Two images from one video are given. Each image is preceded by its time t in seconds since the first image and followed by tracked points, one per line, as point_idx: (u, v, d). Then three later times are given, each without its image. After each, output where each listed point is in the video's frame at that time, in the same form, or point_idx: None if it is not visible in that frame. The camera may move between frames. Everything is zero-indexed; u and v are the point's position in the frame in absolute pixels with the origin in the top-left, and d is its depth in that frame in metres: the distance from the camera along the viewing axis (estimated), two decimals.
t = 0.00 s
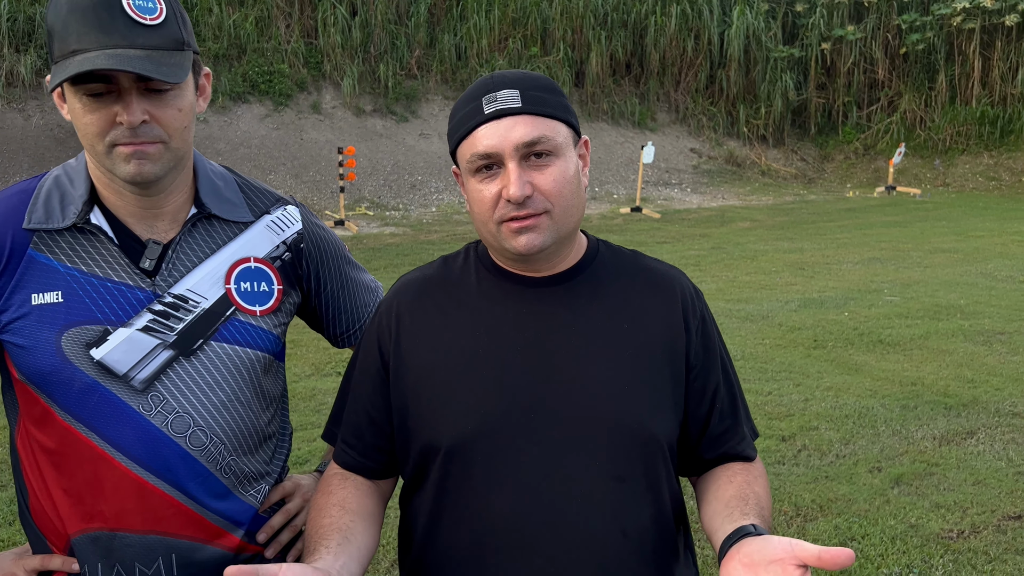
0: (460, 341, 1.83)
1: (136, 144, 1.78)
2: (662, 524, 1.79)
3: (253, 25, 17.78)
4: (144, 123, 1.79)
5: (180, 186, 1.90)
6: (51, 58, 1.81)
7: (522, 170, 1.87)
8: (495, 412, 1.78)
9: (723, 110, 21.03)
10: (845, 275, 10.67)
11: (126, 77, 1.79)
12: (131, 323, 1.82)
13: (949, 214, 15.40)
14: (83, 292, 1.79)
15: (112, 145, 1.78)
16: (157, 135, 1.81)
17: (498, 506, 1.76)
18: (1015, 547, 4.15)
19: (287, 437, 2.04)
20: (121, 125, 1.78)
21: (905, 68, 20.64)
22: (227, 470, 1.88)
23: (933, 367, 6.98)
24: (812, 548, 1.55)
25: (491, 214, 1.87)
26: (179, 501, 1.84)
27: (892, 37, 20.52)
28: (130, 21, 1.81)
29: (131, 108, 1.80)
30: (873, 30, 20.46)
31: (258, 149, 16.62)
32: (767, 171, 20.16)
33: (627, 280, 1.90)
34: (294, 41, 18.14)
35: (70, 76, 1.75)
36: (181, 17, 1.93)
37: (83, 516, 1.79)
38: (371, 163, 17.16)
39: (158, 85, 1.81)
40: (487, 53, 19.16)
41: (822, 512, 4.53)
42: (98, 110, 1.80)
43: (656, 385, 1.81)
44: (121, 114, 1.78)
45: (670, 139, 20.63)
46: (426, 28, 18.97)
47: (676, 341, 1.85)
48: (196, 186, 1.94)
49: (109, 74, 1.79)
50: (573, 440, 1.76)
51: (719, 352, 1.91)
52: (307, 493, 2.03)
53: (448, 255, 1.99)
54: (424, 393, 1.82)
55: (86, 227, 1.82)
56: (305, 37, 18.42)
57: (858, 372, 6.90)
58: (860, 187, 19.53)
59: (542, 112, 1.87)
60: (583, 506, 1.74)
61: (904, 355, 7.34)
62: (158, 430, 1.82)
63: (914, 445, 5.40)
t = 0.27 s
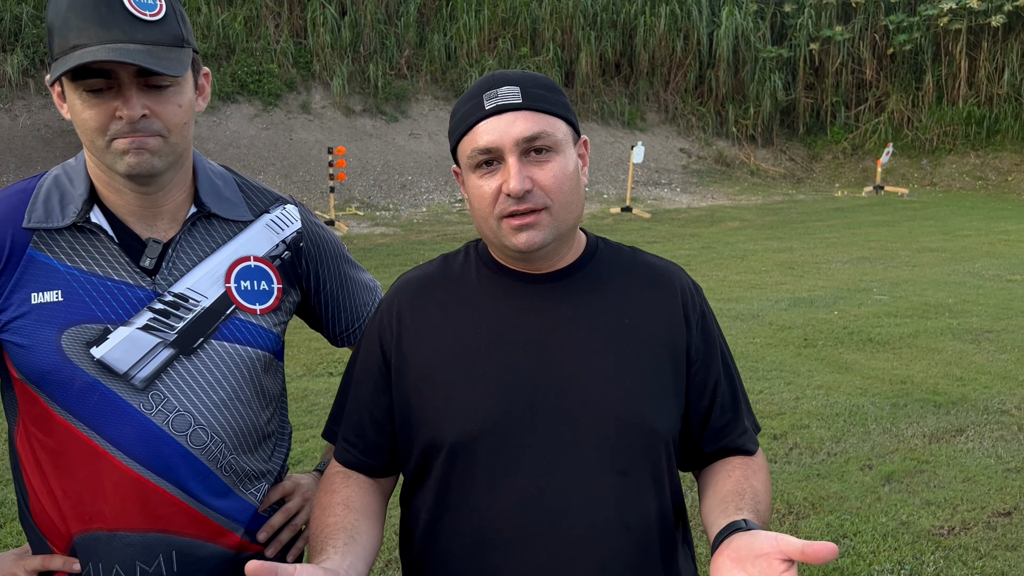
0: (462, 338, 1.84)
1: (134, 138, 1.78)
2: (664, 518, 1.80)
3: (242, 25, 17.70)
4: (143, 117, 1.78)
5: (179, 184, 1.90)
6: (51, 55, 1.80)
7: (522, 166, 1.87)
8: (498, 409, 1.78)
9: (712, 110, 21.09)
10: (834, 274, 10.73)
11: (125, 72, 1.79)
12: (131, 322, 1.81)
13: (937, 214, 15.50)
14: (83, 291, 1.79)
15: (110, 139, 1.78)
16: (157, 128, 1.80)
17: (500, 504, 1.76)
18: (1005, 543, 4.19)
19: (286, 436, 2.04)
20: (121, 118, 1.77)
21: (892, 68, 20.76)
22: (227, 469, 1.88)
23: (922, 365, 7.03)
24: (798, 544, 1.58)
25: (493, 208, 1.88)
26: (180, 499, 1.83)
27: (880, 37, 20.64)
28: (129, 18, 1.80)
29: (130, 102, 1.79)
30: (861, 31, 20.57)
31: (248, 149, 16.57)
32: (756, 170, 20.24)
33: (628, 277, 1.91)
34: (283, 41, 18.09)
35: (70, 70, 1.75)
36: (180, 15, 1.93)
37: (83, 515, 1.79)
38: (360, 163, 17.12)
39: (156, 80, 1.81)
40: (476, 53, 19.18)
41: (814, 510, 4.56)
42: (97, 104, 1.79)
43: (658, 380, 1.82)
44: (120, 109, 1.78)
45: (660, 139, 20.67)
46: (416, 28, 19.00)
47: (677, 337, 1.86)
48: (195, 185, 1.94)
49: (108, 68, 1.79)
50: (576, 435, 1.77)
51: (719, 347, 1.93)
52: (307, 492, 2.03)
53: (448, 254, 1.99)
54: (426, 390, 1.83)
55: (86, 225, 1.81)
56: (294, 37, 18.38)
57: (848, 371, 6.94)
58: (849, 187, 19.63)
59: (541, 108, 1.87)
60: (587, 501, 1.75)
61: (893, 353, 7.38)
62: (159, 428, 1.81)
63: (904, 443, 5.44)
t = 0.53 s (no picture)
0: (466, 337, 1.85)
1: (137, 137, 1.78)
2: (667, 515, 1.82)
3: (229, 25, 17.61)
4: (145, 117, 1.78)
5: (181, 184, 1.90)
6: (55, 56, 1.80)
7: (521, 170, 1.87)
8: (503, 408, 1.79)
9: (700, 110, 21.18)
10: (823, 274, 10.80)
11: (128, 72, 1.79)
12: (133, 321, 1.80)
13: (923, 213, 15.61)
14: (86, 290, 1.78)
15: (113, 139, 1.77)
16: (159, 129, 1.80)
17: (505, 501, 1.77)
18: (995, 539, 4.23)
19: (288, 434, 2.04)
20: (123, 118, 1.77)
21: (878, 69, 20.89)
22: (230, 468, 1.88)
23: (911, 364, 7.08)
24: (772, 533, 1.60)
25: (494, 213, 1.88)
26: (184, 499, 1.83)
27: (866, 38, 20.77)
28: (132, 18, 1.80)
29: (132, 102, 1.79)
30: (847, 31, 20.69)
31: (236, 150, 16.51)
32: (743, 171, 20.32)
33: (630, 276, 1.92)
34: (271, 41, 18.02)
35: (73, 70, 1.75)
36: (183, 16, 1.93)
37: (87, 515, 1.79)
38: (349, 163, 17.08)
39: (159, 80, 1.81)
40: (465, 53, 19.21)
41: (806, 507, 4.59)
42: (99, 105, 1.79)
43: (661, 377, 1.84)
44: (123, 109, 1.78)
45: (648, 139, 20.72)
46: (405, 28, 19.00)
47: (679, 335, 1.87)
48: (198, 184, 1.94)
49: (111, 69, 1.78)
50: (581, 432, 1.78)
51: (720, 345, 1.94)
52: (310, 492, 2.03)
53: (452, 254, 2.00)
54: (431, 388, 1.83)
55: (89, 225, 1.81)
56: (281, 37, 18.32)
57: (838, 369, 6.99)
58: (836, 187, 19.73)
59: (539, 111, 1.87)
60: (592, 497, 1.76)
61: (883, 352, 7.44)
62: (162, 427, 1.81)
63: (894, 441, 5.48)
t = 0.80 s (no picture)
0: (472, 335, 1.86)
1: (142, 139, 1.78)
2: (670, 511, 1.85)
3: (219, 25, 17.55)
4: (150, 120, 1.79)
5: (186, 185, 1.90)
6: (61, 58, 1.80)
7: (524, 176, 1.89)
8: (509, 405, 1.80)
9: (691, 111, 21.24)
10: (814, 273, 10.85)
11: (133, 75, 1.80)
12: (140, 320, 1.81)
13: (913, 213, 15.69)
14: (92, 289, 1.79)
15: (118, 142, 1.78)
16: (164, 132, 1.81)
17: (511, 497, 1.79)
18: (987, 536, 4.27)
19: (292, 433, 2.05)
20: (128, 121, 1.78)
21: (868, 69, 21.00)
22: (236, 465, 1.88)
23: (902, 362, 7.13)
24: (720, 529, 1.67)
25: (497, 218, 1.89)
26: (190, 496, 1.84)
27: (856, 38, 20.87)
28: (137, 21, 1.80)
29: (137, 105, 1.80)
30: (837, 32, 20.79)
31: (227, 150, 16.46)
32: (734, 171, 20.40)
33: (634, 275, 1.94)
34: (262, 41, 17.97)
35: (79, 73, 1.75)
36: (188, 17, 1.93)
37: (94, 513, 1.79)
38: (341, 163, 17.06)
39: (164, 83, 1.81)
40: (456, 53, 19.24)
41: (800, 505, 4.62)
42: (105, 109, 1.80)
43: (665, 376, 1.86)
44: (128, 112, 1.79)
45: (640, 140, 20.75)
46: (396, 28, 19.00)
47: (683, 334, 1.89)
48: (203, 185, 1.94)
49: (116, 72, 1.79)
50: (586, 429, 1.80)
51: (722, 343, 1.96)
52: (315, 490, 2.03)
53: (458, 253, 2.01)
54: (437, 385, 1.85)
55: (95, 225, 1.82)
56: (272, 37, 18.28)
57: (830, 368, 7.03)
58: (826, 187, 19.81)
59: (540, 116, 1.88)
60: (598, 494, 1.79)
61: (874, 350, 7.48)
62: (168, 425, 1.82)
63: (887, 439, 5.52)
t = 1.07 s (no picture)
0: (477, 334, 1.88)
1: (143, 142, 1.80)
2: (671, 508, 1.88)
3: (213, 25, 17.51)
4: (149, 123, 1.80)
5: (191, 186, 1.92)
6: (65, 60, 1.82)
7: (522, 179, 1.90)
8: (514, 404, 1.82)
9: (684, 111, 21.30)
10: (807, 273, 10.91)
11: (134, 77, 1.81)
12: (147, 321, 1.82)
13: (905, 213, 15.77)
14: (99, 291, 1.80)
15: (120, 144, 1.80)
16: (165, 134, 1.82)
17: (517, 495, 1.80)
18: (981, 533, 4.30)
19: (297, 432, 2.07)
20: (128, 124, 1.80)
21: (860, 70, 21.09)
22: (242, 465, 1.90)
23: (896, 361, 7.18)
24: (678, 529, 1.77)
25: (497, 219, 1.91)
26: (196, 496, 1.85)
27: (848, 39, 20.97)
28: (139, 23, 1.81)
29: (138, 108, 1.81)
30: (829, 33, 20.88)
31: (220, 151, 16.43)
32: (727, 171, 20.46)
33: (637, 275, 1.96)
34: (255, 41, 17.94)
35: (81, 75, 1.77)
36: (191, 19, 1.94)
37: (102, 512, 1.80)
38: (335, 164, 17.05)
39: (165, 85, 1.82)
40: (450, 54, 19.27)
41: (796, 503, 4.64)
42: (106, 111, 1.82)
43: (667, 374, 1.88)
44: (128, 115, 1.80)
45: (634, 140, 20.79)
46: (389, 29, 19.01)
47: (684, 334, 1.92)
48: (208, 186, 1.96)
49: (117, 75, 1.80)
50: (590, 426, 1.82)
51: (723, 341, 1.99)
52: (319, 488, 2.05)
53: (462, 253, 2.03)
54: (442, 384, 1.87)
55: (103, 226, 1.83)
56: (266, 38, 18.25)
57: (824, 367, 7.07)
58: (819, 187, 19.87)
59: (541, 121, 1.88)
60: (602, 490, 1.81)
61: (868, 350, 7.53)
62: (176, 425, 1.83)
63: (881, 437, 5.56)
